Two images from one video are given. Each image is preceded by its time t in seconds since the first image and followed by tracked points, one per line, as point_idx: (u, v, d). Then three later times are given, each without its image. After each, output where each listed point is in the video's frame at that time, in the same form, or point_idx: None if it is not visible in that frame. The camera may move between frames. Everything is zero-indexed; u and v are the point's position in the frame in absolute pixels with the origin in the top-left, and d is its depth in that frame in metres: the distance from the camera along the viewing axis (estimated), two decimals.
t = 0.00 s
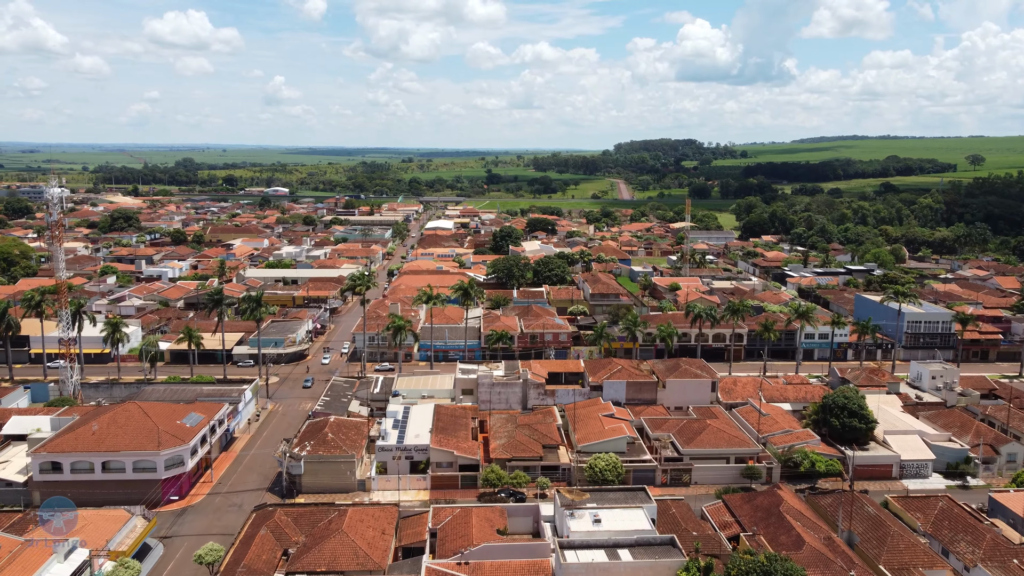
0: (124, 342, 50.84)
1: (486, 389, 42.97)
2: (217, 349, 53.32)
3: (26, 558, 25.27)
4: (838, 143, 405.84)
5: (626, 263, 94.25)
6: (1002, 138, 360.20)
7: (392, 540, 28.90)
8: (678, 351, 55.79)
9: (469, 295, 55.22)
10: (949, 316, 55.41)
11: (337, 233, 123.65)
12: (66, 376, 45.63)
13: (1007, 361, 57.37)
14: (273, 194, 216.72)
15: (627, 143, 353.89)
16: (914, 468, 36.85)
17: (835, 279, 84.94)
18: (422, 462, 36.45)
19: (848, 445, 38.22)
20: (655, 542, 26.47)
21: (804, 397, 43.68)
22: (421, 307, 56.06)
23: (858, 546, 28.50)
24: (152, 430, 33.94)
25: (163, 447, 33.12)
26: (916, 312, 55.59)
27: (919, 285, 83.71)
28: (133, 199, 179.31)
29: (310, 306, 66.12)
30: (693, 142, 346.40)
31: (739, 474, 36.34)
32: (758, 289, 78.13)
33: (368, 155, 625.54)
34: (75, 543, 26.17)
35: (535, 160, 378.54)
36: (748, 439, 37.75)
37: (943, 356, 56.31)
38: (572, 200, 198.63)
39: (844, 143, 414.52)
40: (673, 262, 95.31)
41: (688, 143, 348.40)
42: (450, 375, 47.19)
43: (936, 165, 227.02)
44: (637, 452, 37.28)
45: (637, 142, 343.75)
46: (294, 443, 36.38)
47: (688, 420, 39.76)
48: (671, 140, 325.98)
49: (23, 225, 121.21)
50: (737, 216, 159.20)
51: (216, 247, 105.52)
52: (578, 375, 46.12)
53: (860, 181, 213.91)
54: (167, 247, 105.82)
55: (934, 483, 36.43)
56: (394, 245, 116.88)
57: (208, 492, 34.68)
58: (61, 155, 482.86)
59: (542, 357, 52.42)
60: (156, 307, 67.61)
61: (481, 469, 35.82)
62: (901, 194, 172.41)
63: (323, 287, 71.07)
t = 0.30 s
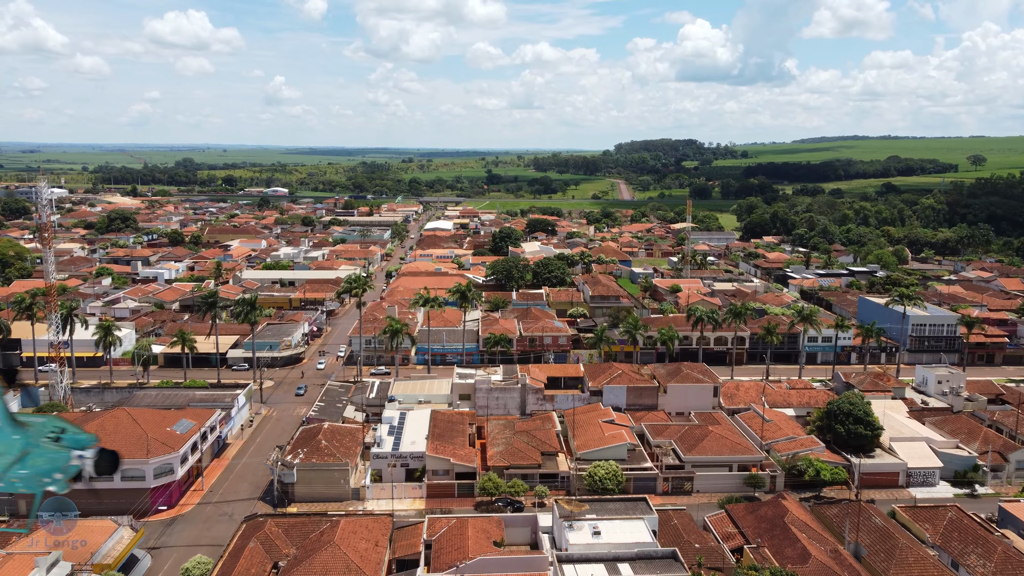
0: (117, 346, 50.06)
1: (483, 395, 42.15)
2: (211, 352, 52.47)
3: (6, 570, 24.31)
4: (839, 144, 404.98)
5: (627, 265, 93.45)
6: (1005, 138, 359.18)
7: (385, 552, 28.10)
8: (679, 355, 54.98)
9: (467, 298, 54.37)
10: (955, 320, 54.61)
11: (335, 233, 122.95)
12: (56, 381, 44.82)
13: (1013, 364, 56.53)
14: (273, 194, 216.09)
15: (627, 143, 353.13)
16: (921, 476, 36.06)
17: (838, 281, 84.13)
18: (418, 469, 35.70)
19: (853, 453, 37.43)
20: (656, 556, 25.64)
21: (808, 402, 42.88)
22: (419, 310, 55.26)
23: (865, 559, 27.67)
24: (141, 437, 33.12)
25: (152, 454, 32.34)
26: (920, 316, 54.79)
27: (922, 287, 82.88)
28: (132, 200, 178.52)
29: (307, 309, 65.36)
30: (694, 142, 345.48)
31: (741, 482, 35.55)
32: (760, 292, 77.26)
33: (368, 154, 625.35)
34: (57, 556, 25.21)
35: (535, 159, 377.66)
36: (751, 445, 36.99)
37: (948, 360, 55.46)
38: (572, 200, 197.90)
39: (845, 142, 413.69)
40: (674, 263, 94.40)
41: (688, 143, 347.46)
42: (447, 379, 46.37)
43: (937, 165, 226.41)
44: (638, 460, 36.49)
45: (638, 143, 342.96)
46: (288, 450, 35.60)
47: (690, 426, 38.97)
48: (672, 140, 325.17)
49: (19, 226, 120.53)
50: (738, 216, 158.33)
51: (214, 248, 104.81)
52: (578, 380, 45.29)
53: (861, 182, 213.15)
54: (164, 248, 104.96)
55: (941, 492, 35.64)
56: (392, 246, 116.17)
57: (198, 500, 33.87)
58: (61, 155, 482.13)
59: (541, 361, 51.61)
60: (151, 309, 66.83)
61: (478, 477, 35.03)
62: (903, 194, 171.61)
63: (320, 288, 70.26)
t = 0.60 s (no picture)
0: (109, 349, 49.32)
1: (482, 400, 41.33)
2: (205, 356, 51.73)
3: None
4: (840, 145, 403.80)
5: (627, 266, 92.70)
6: (1006, 139, 357.99)
7: (378, 564, 27.31)
8: (680, 359, 54.21)
9: (465, 301, 53.61)
10: (961, 323, 53.82)
11: (334, 234, 122.33)
12: (47, 385, 44.02)
13: (1020, 368, 55.72)
14: (271, 194, 215.51)
15: (627, 144, 352.48)
16: (929, 484, 35.27)
17: (840, 283, 83.36)
18: (414, 477, 34.93)
19: (859, 460, 36.55)
20: (658, 570, 24.88)
21: (812, 408, 42.06)
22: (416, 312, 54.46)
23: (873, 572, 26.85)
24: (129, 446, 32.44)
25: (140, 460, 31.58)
26: (926, 319, 53.99)
27: (926, 289, 82.07)
28: (129, 200, 177.78)
29: (303, 311, 64.64)
30: (695, 142, 344.50)
31: (745, 490, 34.77)
32: (761, 294, 76.43)
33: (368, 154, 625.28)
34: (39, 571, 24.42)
35: (535, 159, 376.74)
36: (754, 453, 36.22)
37: (954, 363, 54.63)
38: (572, 201, 197.27)
39: (845, 142, 412.58)
40: (675, 264, 93.49)
41: (689, 143, 346.42)
42: (445, 384, 45.56)
43: (938, 165, 225.68)
44: (639, 467, 35.70)
45: (638, 143, 342.35)
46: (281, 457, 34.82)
47: (692, 433, 38.20)
48: (672, 141, 324.53)
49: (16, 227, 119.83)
50: (739, 217, 157.42)
51: (211, 249, 104.13)
52: (578, 385, 44.52)
53: (862, 182, 212.22)
54: (160, 249, 104.18)
55: (949, 500, 34.84)
56: (391, 248, 115.56)
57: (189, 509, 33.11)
58: (60, 156, 481.47)
59: (540, 365, 50.85)
60: (145, 312, 66.07)
61: (475, 486, 34.24)
62: (904, 195, 170.83)
63: (317, 290, 69.52)
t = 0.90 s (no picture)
0: (102, 353, 48.53)
1: (479, 405, 40.54)
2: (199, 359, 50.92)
3: None
4: (842, 146, 402.82)
5: (627, 268, 91.95)
6: (1007, 140, 357.61)
7: None
8: (681, 362, 53.45)
9: (462, 304, 52.82)
10: (966, 326, 53.05)
11: (332, 235, 121.67)
12: (37, 390, 43.19)
13: None
14: (271, 195, 214.99)
15: (627, 145, 351.81)
16: (936, 493, 34.51)
17: (843, 285, 82.60)
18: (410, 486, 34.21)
19: (864, 468, 35.81)
20: None
21: (816, 413, 41.28)
22: (413, 315, 53.72)
23: None
24: (117, 454, 31.56)
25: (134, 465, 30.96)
26: (930, 322, 53.23)
27: (929, 291, 81.34)
28: (127, 201, 176.88)
29: (300, 313, 63.89)
30: (695, 143, 343.65)
31: (747, 498, 34.01)
32: (763, 296, 75.70)
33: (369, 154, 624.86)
34: None
35: (535, 159, 375.85)
36: (757, 460, 35.48)
37: (959, 367, 53.83)
38: (573, 201, 196.55)
39: (846, 142, 411.54)
40: (676, 266, 92.67)
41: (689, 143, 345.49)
42: (442, 389, 44.78)
43: (939, 166, 225.11)
44: (639, 475, 34.97)
45: (638, 144, 341.63)
46: (273, 465, 34.07)
47: (693, 439, 37.43)
48: (672, 141, 323.80)
49: (13, 228, 119.11)
50: (740, 218, 156.49)
51: (208, 250, 103.34)
52: (577, 390, 43.76)
53: (863, 183, 211.42)
54: (157, 250, 103.44)
55: (957, 509, 34.08)
56: (390, 248, 114.83)
57: (180, 519, 32.31)
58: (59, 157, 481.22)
59: (539, 368, 50.08)
60: (140, 314, 65.24)
61: (472, 494, 33.46)
62: (906, 196, 170.06)
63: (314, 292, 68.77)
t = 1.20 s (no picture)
0: (93, 356, 47.73)
1: (477, 411, 39.79)
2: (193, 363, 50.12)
3: None
4: (843, 147, 401.83)
5: (627, 269, 91.18)
6: (1009, 142, 357.10)
7: None
8: (682, 366, 52.68)
9: (460, 307, 52.04)
10: (972, 329, 52.28)
11: (331, 236, 120.96)
12: (26, 395, 42.34)
13: None
14: (270, 195, 214.33)
15: (628, 146, 351.12)
16: (943, 501, 33.80)
17: (845, 286, 81.89)
18: (405, 494, 33.49)
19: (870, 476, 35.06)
20: None
21: (820, 419, 40.51)
22: (410, 318, 52.98)
23: None
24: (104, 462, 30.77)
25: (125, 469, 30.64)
26: (935, 325, 52.48)
27: (932, 293, 80.60)
28: (125, 202, 176.16)
29: (296, 316, 63.14)
30: (695, 143, 342.87)
31: (750, 507, 33.33)
32: (765, 298, 74.94)
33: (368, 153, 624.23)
34: None
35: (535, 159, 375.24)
36: (760, 467, 34.81)
37: (965, 371, 53.06)
38: (573, 202, 195.77)
39: (846, 142, 410.59)
40: (677, 267, 91.87)
41: (690, 143, 344.65)
42: (439, 394, 44.00)
43: (940, 166, 224.31)
44: (640, 483, 34.20)
45: (638, 145, 341.12)
46: (264, 473, 33.35)
47: (694, 446, 36.62)
48: (673, 142, 323.05)
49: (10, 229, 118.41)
50: (741, 218, 155.66)
51: (206, 251, 102.56)
52: (577, 395, 43.02)
53: (864, 183, 210.60)
54: (154, 251, 102.71)
55: (965, 519, 33.34)
56: (389, 249, 114.12)
57: (170, 528, 31.57)
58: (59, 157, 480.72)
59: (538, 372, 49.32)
60: (135, 316, 64.44)
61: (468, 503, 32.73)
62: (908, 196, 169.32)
63: (311, 294, 67.98)
